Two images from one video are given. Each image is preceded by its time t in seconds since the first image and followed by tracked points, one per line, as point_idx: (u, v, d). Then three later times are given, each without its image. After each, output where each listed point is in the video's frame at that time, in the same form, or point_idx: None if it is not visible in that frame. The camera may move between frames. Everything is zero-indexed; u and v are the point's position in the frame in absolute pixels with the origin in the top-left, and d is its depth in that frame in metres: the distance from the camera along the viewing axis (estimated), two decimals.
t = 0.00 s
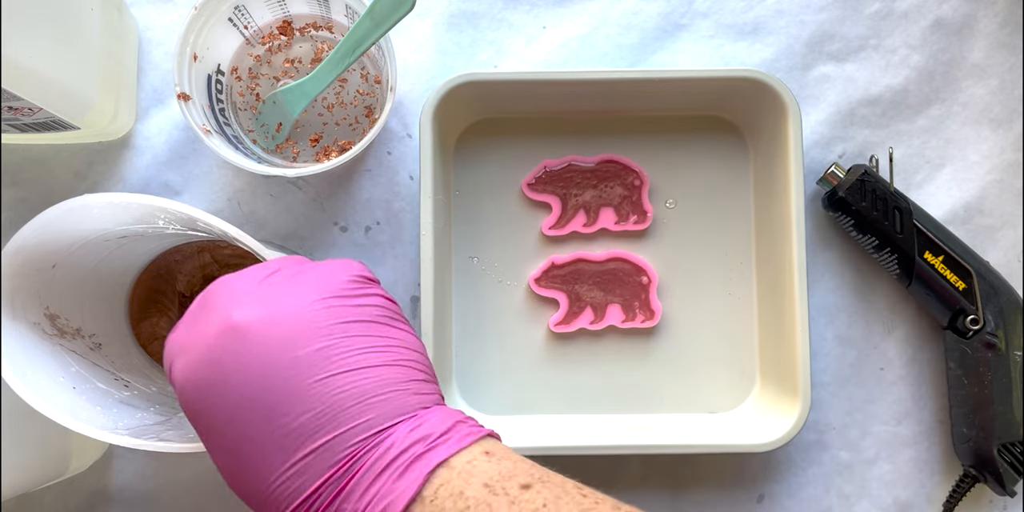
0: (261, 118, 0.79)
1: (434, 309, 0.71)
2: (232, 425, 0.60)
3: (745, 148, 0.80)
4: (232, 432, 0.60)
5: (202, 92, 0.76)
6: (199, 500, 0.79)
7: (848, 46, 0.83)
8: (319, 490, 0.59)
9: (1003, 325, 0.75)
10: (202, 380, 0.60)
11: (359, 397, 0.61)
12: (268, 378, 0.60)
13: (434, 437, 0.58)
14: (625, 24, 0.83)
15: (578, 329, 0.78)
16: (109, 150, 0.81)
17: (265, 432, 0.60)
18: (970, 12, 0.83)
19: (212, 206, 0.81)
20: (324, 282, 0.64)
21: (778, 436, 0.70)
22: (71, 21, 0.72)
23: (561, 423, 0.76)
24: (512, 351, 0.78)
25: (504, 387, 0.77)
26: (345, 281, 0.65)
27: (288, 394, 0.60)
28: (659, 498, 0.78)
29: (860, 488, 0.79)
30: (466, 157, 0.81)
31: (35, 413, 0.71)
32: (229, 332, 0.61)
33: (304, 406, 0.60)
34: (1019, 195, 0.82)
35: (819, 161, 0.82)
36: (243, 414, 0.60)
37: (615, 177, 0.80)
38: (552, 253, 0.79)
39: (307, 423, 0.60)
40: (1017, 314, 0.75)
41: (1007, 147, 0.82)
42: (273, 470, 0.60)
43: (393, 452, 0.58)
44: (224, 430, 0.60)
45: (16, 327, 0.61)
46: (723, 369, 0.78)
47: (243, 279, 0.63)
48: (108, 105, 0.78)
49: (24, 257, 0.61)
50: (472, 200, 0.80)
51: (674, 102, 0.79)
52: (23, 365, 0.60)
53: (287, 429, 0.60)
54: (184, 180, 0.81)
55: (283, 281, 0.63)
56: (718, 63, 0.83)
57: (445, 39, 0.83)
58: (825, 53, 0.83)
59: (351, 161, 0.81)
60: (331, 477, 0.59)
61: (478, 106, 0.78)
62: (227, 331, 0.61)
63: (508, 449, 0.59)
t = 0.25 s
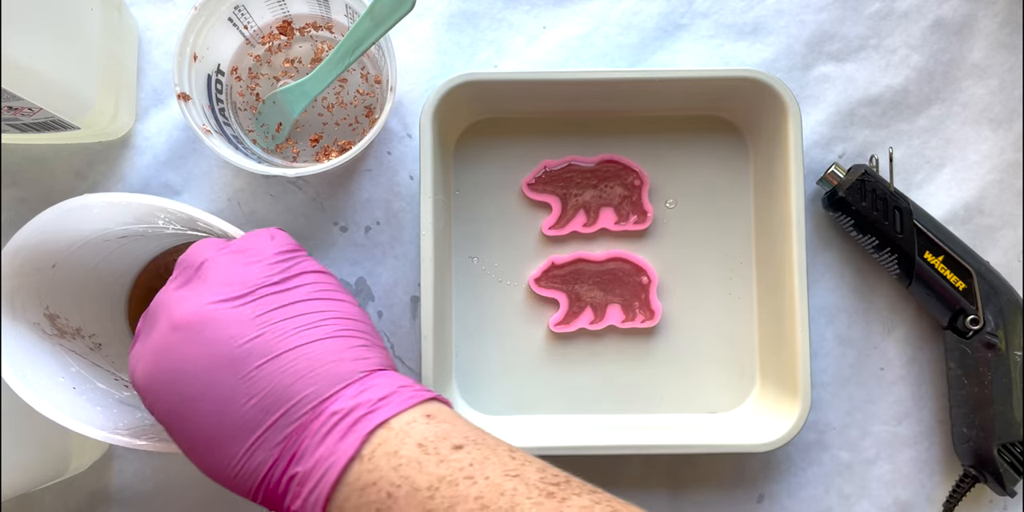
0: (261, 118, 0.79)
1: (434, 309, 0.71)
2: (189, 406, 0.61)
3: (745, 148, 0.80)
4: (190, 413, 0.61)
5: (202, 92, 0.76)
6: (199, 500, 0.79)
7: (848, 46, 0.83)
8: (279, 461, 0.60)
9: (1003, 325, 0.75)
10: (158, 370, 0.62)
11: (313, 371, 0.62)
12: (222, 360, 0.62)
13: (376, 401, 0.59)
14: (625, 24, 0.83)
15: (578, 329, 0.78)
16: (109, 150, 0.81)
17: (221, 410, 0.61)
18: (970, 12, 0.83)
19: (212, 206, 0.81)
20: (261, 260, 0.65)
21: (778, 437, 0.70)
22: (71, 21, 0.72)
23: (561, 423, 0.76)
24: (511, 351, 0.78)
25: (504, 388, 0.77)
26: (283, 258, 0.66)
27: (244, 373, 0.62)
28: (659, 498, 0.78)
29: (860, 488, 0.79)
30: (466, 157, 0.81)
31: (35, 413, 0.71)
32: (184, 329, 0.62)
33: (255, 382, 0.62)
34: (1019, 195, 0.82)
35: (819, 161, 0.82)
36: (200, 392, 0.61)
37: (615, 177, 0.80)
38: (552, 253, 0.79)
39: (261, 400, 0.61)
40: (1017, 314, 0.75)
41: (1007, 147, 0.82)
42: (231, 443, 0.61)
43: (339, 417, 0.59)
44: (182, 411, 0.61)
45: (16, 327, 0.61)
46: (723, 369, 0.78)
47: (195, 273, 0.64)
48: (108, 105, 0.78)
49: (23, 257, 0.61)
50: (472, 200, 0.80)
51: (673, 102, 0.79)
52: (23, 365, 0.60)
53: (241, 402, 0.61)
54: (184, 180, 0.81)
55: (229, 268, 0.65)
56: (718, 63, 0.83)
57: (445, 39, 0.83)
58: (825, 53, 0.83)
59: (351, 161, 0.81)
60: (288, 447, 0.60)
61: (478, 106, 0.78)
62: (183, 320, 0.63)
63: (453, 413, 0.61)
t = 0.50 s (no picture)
0: (261, 118, 0.78)
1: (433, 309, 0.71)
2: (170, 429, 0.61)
3: (745, 148, 0.80)
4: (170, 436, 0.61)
5: (202, 92, 0.76)
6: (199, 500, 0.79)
7: (848, 46, 0.82)
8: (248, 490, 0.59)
9: (1003, 325, 0.75)
10: (149, 392, 0.63)
11: (296, 401, 0.61)
12: (208, 385, 0.62)
13: (354, 429, 0.58)
14: (625, 24, 0.83)
15: (578, 329, 0.78)
16: (108, 150, 0.81)
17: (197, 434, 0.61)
18: (970, 12, 0.83)
19: (212, 206, 0.81)
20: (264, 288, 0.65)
21: (779, 436, 0.70)
22: (71, 21, 0.72)
23: (561, 423, 0.76)
24: (511, 351, 0.78)
25: (504, 388, 0.77)
26: (286, 292, 0.66)
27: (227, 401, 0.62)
28: (659, 498, 0.78)
29: (860, 488, 0.78)
30: (465, 157, 0.81)
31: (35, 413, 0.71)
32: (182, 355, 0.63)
33: (233, 409, 0.61)
34: (1019, 195, 0.82)
35: (819, 161, 0.82)
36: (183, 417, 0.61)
37: (615, 177, 0.80)
38: (552, 253, 0.79)
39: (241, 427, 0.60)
40: (1017, 314, 0.75)
41: (1007, 147, 0.82)
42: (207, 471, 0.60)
43: (312, 443, 0.58)
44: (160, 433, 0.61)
45: (16, 327, 0.61)
46: (723, 369, 0.78)
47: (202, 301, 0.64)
48: (108, 105, 0.78)
49: (23, 258, 0.61)
50: (472, 200, 0.80)
51: (673, 102, 0.79)
52: (23, 366, 0.60)
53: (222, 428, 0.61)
54: (184, 180, 0.81)
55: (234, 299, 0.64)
56: (718, 63, 0.83)
57: (445, 39, 0.83)
58: (826, 53, 0.83)
59: (351, 161, 0.81)
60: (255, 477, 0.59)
61: (478, 106, 0.78)
62: (181, 346, 0.63)
63: (432, 447, 0.60)
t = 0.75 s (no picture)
0: (261, 118, 0.79)
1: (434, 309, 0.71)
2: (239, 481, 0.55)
3: (746, 148, 0.80)
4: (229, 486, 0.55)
5: (202, 92, 0.76)
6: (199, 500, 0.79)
7: (848, 46, 0.83)
8: None
9: (1003, 325, 0.75)
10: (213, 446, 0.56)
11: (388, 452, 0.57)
12: (295, 441, 0.56)
13: None
14: (625, 24, 0.83)
15: (578, 329, 0.78)
16: (109, 150, 0.81)
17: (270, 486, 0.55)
18: (970, 12, 0.83)
19: (212, 206, 0.81)
20: (338, 329, 0.61)
21: (779, 436, 0.70)
22: (71, 21, 0.72)
23: (561, 423, 0.76)
24: (511, 351, 0.78)
25: (504, 388, 0.77)
26: (361, 333, 0.62)
27: (308, 459, 0.56)
28: (659, 498, 0.78)
29: (860, 488, 0.79)
30: (465, 157, 0.80)
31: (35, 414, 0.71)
32: (256, 408, 0.56)
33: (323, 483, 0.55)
34: (1019, 195, 0.82)
35: (819, 161, 0.82)
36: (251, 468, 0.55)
37: (615, 177, 0.80)
38: (552, 253, 0.79)
39: (330, 485, 0.55)
40: (1017, 314, 0.75)
41: (1007, 147, 0.82)
42: None
43: None
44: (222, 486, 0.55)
45: (16, 327, 0.61)
46: (723, 369, 0.78)
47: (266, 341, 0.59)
48: (108, 105, 0.78)
49: (23, 258, 0.60)
50: (473, 200, 0.80)
51: (673, 102, 0.79)
52: (23, 365, 0.60)
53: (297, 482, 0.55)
54: (184, 180, 0.81)
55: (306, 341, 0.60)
56: (718, 63, 0.83)
57: (445, 39, 0.83)
58: (826, 53, 0.83)
59: (351, 162, 0.81)
60: None
61: (478, 106, 0.78)
62: (251, 395, 0.57)
63: None
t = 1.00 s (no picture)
0: (261, 118, 0.79)
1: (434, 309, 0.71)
2: None
3: (745, 148, 0.80)
4: None
5: (202, 92, 0.76)
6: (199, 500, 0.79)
7: (848, 46, 0.83)
8: None
9: (1003, 325, 0.75)
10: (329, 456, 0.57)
11: None
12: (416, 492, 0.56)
13: None
14: (625, 24, 0.83)
15: (578, 329, 0.78)
16: (109, 151, 0.81)
17: None
18: (970, 12, 0.83)
19: (212, 206, 0.81)
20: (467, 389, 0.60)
21: (779, 435, 0.70)
22: (71, 22, 0.72)
23: (561, 423, 0.76)
24: (512, 351, 0.78)
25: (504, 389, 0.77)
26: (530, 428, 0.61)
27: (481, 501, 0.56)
28: (658, 498, 0.78)
29: (860, 488, 0.79)
30: (466, 157, 0.81)
31: (35, 413, 0.71)
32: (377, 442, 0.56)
33: None
34: (1018, 195, 0.82)
35: (819, 161, 0.82)
36: None
37: (615, 177, 0.81)
38: (552, 253, 0.79)
39: None
40: (1017, 314, 0.75)
41: (1007, 147, 0.82)
42: None
43: None
44: None
45: (16, 327, 0.61)
46: (723, 368, 0.78)
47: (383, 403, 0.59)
48: (108, 106, 0.78)
49: (23, 258, 0.61)
50: (473, 200, 0.80)
51: (672, 102, 0.79)
52: (23, 365, 0.61)
53: None
54: (184, 180, 0.81)
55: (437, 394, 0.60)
56: (718, 63, 0.83)
57: (445, 39, 0.83)
58: (825, 53, 0.83)
59: (351, 162, 0.81)
60: None
61: (478, 106, 0.78)
62: (386, 423, 0.57)
63: None
